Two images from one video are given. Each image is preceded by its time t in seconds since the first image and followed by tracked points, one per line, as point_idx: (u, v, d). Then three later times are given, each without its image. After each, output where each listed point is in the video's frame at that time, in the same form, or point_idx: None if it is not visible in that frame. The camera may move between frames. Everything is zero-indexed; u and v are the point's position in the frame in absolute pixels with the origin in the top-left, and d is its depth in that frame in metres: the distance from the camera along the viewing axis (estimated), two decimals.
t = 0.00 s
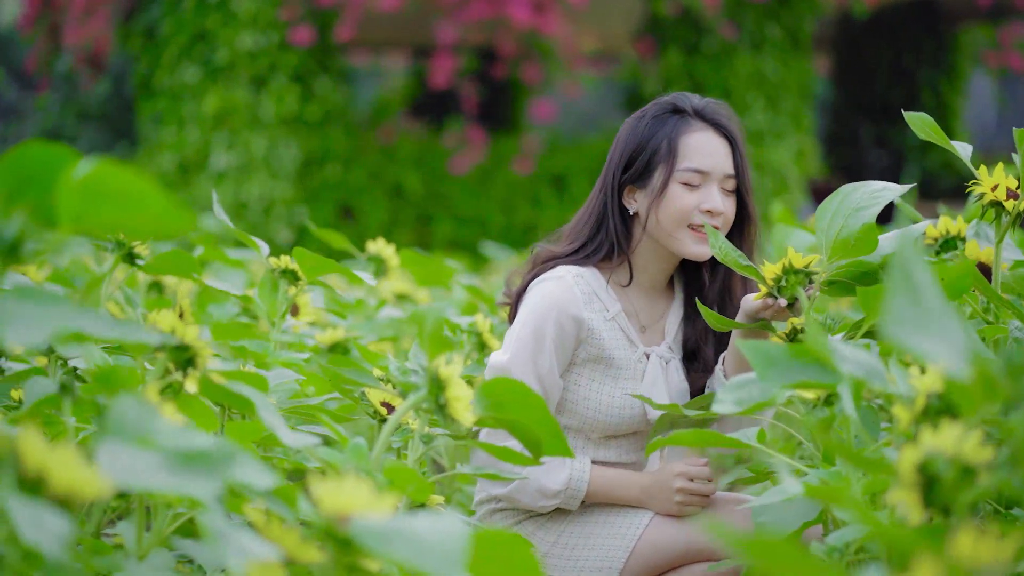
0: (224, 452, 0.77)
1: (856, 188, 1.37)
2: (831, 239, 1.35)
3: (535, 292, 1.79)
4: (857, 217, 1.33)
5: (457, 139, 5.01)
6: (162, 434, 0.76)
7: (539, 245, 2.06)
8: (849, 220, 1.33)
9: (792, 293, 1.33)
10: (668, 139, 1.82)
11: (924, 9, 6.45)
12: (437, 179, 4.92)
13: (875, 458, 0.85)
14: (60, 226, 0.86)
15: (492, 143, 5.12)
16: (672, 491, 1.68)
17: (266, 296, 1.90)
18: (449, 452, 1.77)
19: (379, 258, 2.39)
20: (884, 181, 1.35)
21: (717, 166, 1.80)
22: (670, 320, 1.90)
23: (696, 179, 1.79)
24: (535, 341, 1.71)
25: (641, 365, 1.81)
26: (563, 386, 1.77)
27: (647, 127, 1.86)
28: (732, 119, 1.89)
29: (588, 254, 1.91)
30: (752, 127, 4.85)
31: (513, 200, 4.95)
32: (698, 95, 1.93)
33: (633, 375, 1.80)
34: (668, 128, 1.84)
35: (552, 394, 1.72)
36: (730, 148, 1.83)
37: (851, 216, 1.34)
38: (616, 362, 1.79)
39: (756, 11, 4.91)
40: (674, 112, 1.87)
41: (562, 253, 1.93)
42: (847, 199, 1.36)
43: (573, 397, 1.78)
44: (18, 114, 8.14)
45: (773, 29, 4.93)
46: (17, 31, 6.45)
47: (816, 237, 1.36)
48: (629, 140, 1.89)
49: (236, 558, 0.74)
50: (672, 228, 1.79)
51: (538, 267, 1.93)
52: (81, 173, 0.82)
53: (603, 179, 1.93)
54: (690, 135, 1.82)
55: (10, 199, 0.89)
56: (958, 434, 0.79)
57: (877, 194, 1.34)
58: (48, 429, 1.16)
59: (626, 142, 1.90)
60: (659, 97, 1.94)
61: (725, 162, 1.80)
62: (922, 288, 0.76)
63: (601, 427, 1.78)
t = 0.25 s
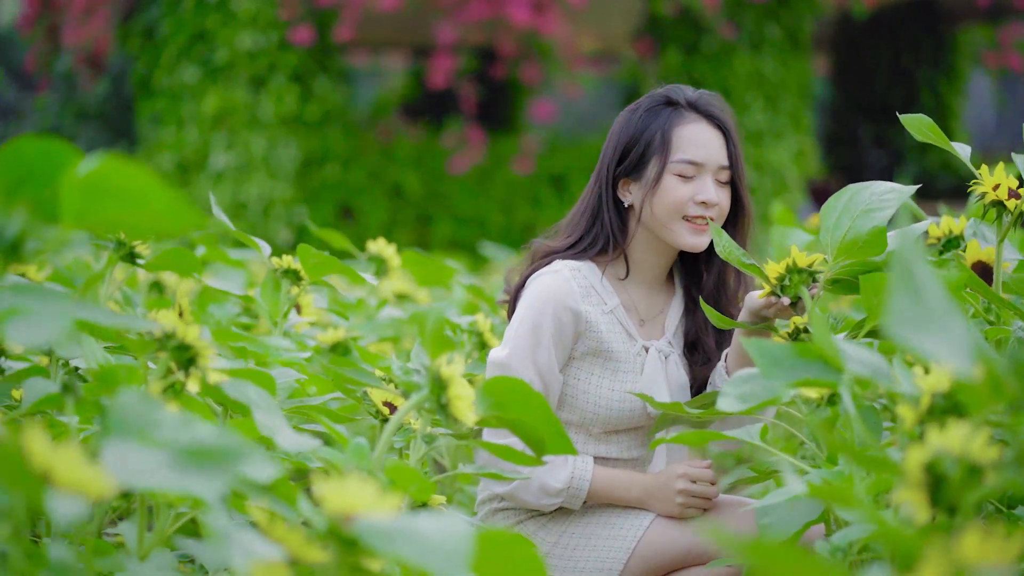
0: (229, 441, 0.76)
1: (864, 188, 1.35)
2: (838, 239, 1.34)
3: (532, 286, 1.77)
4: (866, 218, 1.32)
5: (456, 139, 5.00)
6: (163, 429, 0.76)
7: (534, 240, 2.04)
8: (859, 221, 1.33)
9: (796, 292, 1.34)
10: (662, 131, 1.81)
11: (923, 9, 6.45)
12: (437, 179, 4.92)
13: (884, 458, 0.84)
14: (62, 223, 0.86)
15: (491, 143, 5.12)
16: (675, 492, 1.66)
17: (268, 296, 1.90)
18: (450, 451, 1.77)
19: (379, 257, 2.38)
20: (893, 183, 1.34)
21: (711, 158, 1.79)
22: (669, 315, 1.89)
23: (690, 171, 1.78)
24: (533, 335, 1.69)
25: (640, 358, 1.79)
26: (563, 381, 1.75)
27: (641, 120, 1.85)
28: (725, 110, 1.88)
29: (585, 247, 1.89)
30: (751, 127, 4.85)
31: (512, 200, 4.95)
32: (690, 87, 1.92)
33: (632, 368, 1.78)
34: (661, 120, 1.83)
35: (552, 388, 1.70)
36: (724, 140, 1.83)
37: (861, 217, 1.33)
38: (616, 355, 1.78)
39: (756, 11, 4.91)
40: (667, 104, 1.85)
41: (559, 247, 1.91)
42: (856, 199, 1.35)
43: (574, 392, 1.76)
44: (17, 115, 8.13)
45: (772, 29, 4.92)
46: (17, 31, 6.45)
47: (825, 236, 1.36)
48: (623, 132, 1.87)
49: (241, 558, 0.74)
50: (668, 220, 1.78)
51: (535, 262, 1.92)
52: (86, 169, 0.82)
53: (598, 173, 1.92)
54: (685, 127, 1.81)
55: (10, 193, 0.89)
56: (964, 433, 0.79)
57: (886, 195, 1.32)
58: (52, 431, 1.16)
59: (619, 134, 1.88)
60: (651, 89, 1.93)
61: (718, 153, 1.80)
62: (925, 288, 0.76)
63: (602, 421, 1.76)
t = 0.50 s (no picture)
0: (233, 441, 0.76)
1: (867, 186, 1.36)
2: (842, 237, 1.34)
3: (531, 281, 1.77)
4: (869, 215, 1.33)
5: (456, 139, 4.99)
6: (168, 428, 0.76)
7: (535, 237, 2.04)
8: (862, 218, 1.33)
9: (802, 291, 1.35)
10: (658, 124, 1.81)
11: (923, 9, 6.45)
12: (436, 179, 4.93)
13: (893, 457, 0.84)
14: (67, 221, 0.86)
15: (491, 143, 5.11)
16: (676, 492, 1.65)
17: (269, 296, 1.87)
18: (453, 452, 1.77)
19: (380, 257, 2.38)
20: (895, 178, 1.34)
21: (708, 151, 1.79)
22: (671, 310, 1.87)
23: (687, 163, 1.78)
24: (532, 327, 1.69)
25: (641, 352, 1.77)
26: (564, 375, 1.73)
27: (637, 113, 1.85)
28: (722, 104, 1.87)
29: (584, 242, 1.88)
30: (750, 127, 4.85)
31: (512, 200, 4.96)
32: (687, 81, 1.92)
33: (634, 362, 1.76)
34: (658, 113, 1.83)
35: (553, 382, 1.70)
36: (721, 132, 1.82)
37: (864, 214, 1.33)
38: (616, 348, 1.76)
39: (755, 11, 4.90)
40: (664, 98, 1.85)
41: (558, 242, 1.91)
42: (858, 197, 1.35)
43: (574, 386, 1.74)
44: (17, 116, 8.14)
45: (772, 29, 4.92)
46: (16, 31, 6.45)
47: (829, 235, 1.36)
48: (619, 126, 1.87)
49: (244, 556, 0.73)
50: (665, 213, 1.77)
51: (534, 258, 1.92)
52: (92, 165, 0.81)
53: (595, 168, 1.92)
54: (681, 120, 1.80)
55: (12, 195, 0.89)
56: (974, 433, 0.78)
57: (889, 192, 1.33)
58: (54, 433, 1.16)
59: (616, 129, 1.88)
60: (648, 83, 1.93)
61: (715, 146, 1.80)
62: (936, 282, 0.76)
63: (602, 415, 1.74)
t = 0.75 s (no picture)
0: (237, 445, 0.76)
1: (870, 185, 1.35)
2: (846, 237, 1.34)
3: (532, 277, 1.76)
4: (872, 216, 1.32)
5: (455, 138, 4.97)
6: (172, 429, 0.75)
7: (534, 232, 2.04)
8: (865, 218, 1.33)
9: (806, 290, 1.35)
10: (657, 119, 1.81)
11: (922, 9, 6.45)
12: (435, 179, 4.92)
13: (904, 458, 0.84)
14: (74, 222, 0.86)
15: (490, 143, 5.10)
16: (679, 492, 1.64)
17: (271, 295, 1.89)
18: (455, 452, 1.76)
19: (380, 257, 2.38)
20: (898, 178, 1.34)
21: (707, 146, 1.78)
22: (672, 305, 1.86)
23: (685, 159, 1.77)
24: (533, 322, 1.69)
25: (642, 346, 1.77)
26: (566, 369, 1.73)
27: (636, 108, 1.85)
28: (720, 98, 1.87)
29: (583, 237, 1.88)
30: (750, 127, 4.84)
31: (511, 200, 4.96)
32: (685, 75, 1.92)
33: (636, 356, 1.76)
34: (656, 108, 1.82)
35: (554, 378, 1.70)
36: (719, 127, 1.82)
37: (867, 214, 1.33)
38: (618, 343, 1.76)
39: (755, 11, 4.90)
40: (662, 92, 1.85)
41: (558, 237, 1.91)
42: (862, 196, 1.35)
43: (575, 381, 1.74)
44: (17, 117, 8.14)
45: (771, 29, 4.91)
46: (16, 31, 6.46)
47: (834, 235, 1.36)
48: (618, 121, 1.87)
49: (251, 555, 0.73)
50: (664, 208, 1.77)
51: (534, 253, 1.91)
52: (101, 166, 0.81)
53: (594, 161, 1.91)
54: (679, 115, 1.80)
55: (16, 196, 0.89)
56: (982, 432, 0.78)
57: (892, 191, 1.32)
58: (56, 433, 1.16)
59: (615, 123, 1.88)
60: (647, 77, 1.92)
61: (714, 141, 1.80)
62: (951, 281, 0.76)
63: (604, 410, 1.74)
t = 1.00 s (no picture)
0: (241, 445, 0.75)
1: (873, 183, 1.34)
2: (849, 236, 1.34)
3: (533, 274, 1.76)
4: (874, 215, 1.32)
5: (454, 139, 4.97)
6: (176, 429, 0.75)
7: (535, 228, 2.03)
8: (867, 218, 1.32)
9: (811, 290, 1.35)
10: (657, 116, 1.80)
11: (921, 9, 6.46)
12: (434, 179, 4.94)
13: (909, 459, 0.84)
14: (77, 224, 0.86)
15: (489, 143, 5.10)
16: (686, 486, 1.62)
17: (273, 295, 1.89)
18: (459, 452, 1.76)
19: (382, 257, 2.37)
20: (899, 176, 1.32)
21: (707, 143, 1.78)
22: (675, 302, 1.86)
23: (685, 156, 1.77)
24: (534, 319, 1.68)
25: (645, 341, 1.76)
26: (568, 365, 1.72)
27: (635, 104, 1.84)
28: (720, 95, 1.87)
29: (583, 233, 1.87)
30: (749, 127, 4.83)
31: (510, 200, 4.96)
32: (685, 71, 1.91)
33: (639, 352, 1.75)
34: (656, 104, 1.81)
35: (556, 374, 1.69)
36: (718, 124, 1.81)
37: (870, 214, 1.32)
38: (621, 338, 1.75)
39: (754, 11, 4.89)
40: (662, 89, 1.84)
41: (558, 234, 1.90)
42: (864, 196, 1.34)
43: (577, 378, 1.74)
44: (14, 116, 8.12)
45: (770, 29, 4.90)
46: (14, 31, 6.45)
47: (837, 235, 1.35)
48: (617, 117, 1.86)
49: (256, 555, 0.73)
50: (665, 205, 1.76)
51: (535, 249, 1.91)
52: (103, 168, 0.81)
53: (593, 157, 1.91)
54: (679, 112, 1.79)
55: (23, 197, 0.88)
56: (987, 433, 0.78)
57: (893, 189, 1.31)
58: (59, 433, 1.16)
59: (614, 119, 1.87)
60: (646, 73, 1.92)
61: (713, 138, 1.79)
62: (956, 283, 0.76)
63: (606, 406, 1.73)
